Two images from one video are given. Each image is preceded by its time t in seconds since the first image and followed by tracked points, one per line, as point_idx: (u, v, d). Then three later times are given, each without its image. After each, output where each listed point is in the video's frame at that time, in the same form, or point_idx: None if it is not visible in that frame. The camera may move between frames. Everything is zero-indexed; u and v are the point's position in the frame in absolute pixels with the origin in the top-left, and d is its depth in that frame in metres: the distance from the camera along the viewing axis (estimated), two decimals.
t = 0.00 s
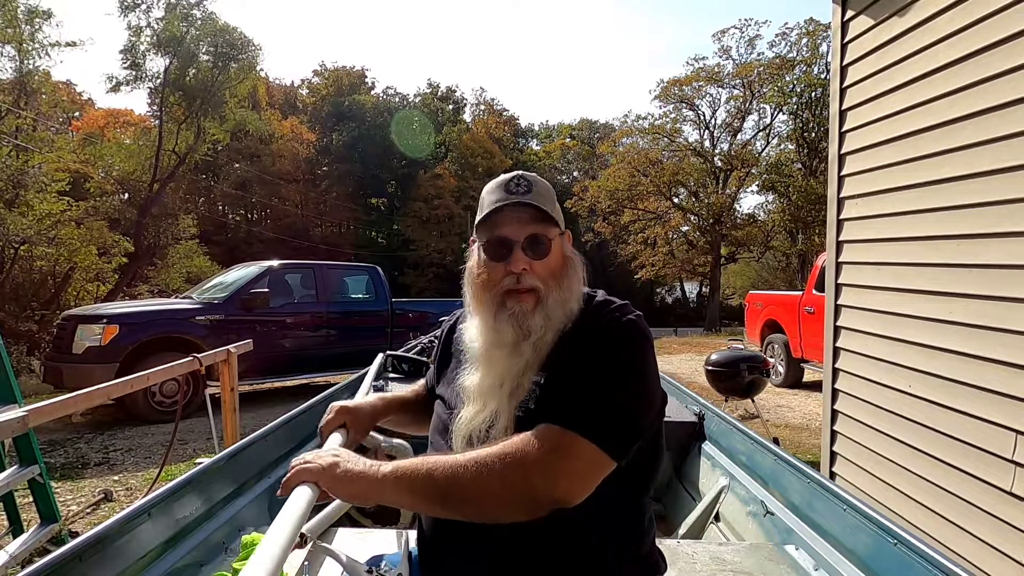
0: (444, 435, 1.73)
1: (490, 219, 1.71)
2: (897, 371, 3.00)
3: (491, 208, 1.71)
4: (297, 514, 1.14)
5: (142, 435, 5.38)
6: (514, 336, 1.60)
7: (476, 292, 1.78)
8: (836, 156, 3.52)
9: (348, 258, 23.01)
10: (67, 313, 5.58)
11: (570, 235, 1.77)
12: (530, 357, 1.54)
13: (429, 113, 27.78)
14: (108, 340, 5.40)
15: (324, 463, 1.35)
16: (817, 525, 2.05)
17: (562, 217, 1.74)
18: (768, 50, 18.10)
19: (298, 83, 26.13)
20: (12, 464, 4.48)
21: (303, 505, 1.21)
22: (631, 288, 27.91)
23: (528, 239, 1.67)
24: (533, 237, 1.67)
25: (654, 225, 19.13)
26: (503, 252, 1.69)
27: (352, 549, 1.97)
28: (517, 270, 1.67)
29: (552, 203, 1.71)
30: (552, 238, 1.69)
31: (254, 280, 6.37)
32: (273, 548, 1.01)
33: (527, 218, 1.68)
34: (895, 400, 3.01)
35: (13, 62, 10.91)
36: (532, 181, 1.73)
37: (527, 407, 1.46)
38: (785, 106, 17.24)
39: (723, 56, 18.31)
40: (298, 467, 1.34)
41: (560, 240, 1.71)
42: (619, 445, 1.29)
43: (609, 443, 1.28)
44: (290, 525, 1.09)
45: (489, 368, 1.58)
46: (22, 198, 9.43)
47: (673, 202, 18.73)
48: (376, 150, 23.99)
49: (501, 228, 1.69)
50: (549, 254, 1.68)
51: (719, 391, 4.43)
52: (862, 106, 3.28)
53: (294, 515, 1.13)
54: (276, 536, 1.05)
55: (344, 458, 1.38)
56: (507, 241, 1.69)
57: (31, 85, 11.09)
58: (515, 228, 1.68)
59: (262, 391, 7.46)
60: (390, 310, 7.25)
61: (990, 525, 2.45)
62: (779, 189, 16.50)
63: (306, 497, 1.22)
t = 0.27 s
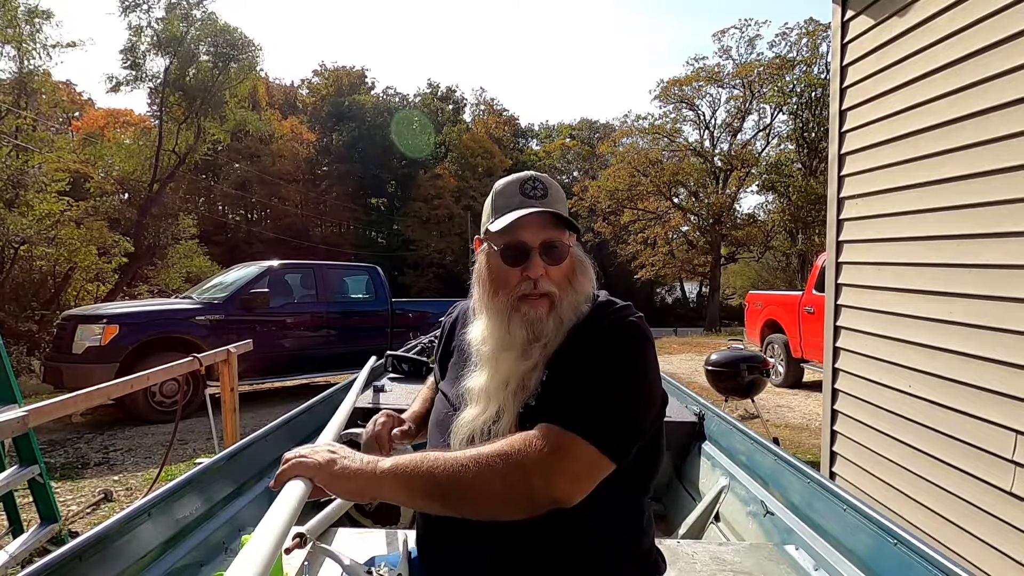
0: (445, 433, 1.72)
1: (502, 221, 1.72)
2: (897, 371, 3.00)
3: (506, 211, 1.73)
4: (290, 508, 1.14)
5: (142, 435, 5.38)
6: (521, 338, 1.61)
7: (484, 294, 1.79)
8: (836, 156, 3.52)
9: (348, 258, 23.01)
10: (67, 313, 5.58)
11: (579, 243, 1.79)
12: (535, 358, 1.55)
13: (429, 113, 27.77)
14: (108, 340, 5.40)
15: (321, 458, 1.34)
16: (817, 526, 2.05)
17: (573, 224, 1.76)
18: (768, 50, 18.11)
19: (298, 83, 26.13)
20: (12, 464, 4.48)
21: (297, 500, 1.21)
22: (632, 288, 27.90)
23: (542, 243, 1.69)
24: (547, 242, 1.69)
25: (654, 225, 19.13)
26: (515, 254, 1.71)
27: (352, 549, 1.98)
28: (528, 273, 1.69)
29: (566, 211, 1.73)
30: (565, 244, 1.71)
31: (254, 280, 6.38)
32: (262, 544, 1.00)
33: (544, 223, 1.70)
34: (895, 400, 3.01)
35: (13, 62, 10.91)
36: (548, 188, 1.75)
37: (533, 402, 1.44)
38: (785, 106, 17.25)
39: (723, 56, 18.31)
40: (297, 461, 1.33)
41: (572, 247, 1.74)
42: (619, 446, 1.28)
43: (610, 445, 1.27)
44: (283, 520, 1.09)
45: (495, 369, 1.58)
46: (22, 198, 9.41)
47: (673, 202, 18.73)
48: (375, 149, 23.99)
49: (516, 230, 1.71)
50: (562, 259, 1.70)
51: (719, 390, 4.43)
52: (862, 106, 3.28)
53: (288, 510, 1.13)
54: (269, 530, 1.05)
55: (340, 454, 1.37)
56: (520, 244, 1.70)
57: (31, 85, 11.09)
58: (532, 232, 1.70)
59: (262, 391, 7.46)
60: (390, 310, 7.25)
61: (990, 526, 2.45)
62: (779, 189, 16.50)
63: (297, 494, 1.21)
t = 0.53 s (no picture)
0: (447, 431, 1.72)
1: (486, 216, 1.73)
2: (897, 371, 3.00)
3: (486, 204, 1.73)
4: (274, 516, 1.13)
5: (142, 435, 5.38)
6: (513, 331, 1.60)
7: (477, 289, 1.79)
8: (836, 155, 3.52)
9: (348, 258, 23.02)
10: (68, 313, 5.58)
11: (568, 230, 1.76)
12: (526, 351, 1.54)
13: (429, 113, 27.78)
14: (108, 340, 5.40)
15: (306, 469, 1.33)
16: (816, 525, 2.05)
17: (559, 210, 1.73)
18: (768, 50, 18.11)
19: (298, 83, 26.12)
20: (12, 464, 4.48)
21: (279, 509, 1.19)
22: (632, 289, 27.90)
23: (522, 233, 1.68)
24: (528, 231, 1.68)
25: (654, 225, 19.12)
26: (500, 247, 1.70)
27: (352, 548, 1.98)
28: (513, 264, 1.68)
29: (546, 197, 1.71)
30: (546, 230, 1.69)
31: (254, 280, 6.38)
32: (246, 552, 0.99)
33: (521, 211, 1.68)
34: (896, 400, 3.00)
35: (13, 61, 10.92)
36: (527, 177, 1.73)
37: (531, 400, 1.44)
38: (785, 106, 17.27)
39: (723, 56, 18.31)
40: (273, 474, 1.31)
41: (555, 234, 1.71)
42: (614, 441, 1.28)
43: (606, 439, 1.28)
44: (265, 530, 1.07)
45: (488, 365, 1.58)
46: (22, 198, 9.41)
47: (673, 202, 18.72)
48: (375, 150, 23.99)
49: (496, 223, 1.70)
50: (544, 246, 1.68)
51: (719, 390, 4.43)
52: (862, 106, 3.28)
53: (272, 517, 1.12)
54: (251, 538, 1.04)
55: (325, 464, 1.36)
56: (504, 236, 1.69)
57: (32, 85, 11.11)
58: (509, 222, 1.69)
59: (262, 391, 7.46)
60: (390, 310, 7.25)
61: (990, 525, 2.45)
62: (779, 189, 16.51)
63: (279, 501, 1.20)
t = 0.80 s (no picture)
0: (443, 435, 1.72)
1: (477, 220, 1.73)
2: (897, 370, 3.00)
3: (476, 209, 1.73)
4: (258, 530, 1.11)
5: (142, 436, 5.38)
6: (508, 333, 1.61)
7: (471, 293, 1.79)
8: (836, 156, 3.52)
9: (348, 258, 23.01)
10: (67, 313, 5.58)
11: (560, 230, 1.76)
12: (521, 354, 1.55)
13: (429, 113, 27.77)
14: (108, 340, 5.40)
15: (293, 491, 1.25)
16: (817, 526, 2.05)
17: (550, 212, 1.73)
18: (768, 50, 18.10)
19: (298, 83, 26.12)
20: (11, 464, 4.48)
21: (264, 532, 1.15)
22: (632, 288, 27.90)
23: (512, 236, 1.68)
24: (520, 234, 1.68)
25: (654, 225, 19.11)
26: (491, 251, 1.70)
27: (351, 546, 1.98)
28: (505, 268, 1.68)
29: (537, 199, 1.70)
30: (538, 233, 1.69)
31: (253, 280, 6.38)
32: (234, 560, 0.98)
33: (511, 215, 1.68)
34: (895, 400, 3.00)
35: (13, 62, 10.93)
36: (517, 180, 1.73)
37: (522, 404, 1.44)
38: (785, 106, 17.28)
39: (723, 56, 18.31)
40: (251, 497, 1.22)
41: (548, 235, 1.71)
42: (608, 439, 1.29)
43: (600, 437, 1.28)
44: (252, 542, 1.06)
45: (484, 369, 1.58)
46: (22, 198, 9.41)
47: (673, 202, 18.72)
48: (375, 149, 23.99)
49: (487, 228, 1.71)
50: (536, 248, 1.68)
51: (719, 391, 4.43)
52: (862, 105, 3.28)
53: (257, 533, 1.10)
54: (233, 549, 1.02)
55: (320, 486, 1.28)
56: (495, 240, 1.69)
57: (32, 85, 11.11)
58: (499, 227, 1.69)
59: (262, 391, 7.46)
60: (390, 310, 7.25)
61: (990, 525, 2.45)
62: (779, 189, 16.51)
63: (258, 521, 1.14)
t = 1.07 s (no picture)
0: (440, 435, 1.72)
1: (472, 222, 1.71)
2: (897, 371, 3.00)
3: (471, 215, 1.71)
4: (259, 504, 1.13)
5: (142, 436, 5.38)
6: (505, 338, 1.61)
7: (464, 298, 1.78)
8: (836, 156, 3.52)
9: (348, 258, 23.01)
10: (68, 313, 5.58)
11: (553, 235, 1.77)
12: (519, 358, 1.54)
13: (429, 113, 27.78)
14: (108, 340, 5.40)
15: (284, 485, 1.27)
16: (817, 525, 2.05)
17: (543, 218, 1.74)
18: (768, 50, 18.10)
19: (298, 83, 26.12)
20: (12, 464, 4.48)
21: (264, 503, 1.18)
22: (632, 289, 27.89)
23: (509, 241, 1.67)
24: (515, 240, 1.67)
25: (654, 225, 19.10)
26: (488, 257, 1.69)
27: (351, 548, 1.99)
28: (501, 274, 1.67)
29: (531, 206, 1.71)
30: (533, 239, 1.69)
31: (254, 280, 6.38)
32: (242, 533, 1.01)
33: (507, 220, 1.67)
34: (896, 400, 3.00)
35: (14, 62, 10.94)
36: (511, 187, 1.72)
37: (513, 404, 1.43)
38: (786, 106, 17.28)
39: (723, 56, 18.30)
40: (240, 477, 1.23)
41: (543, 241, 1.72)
42: (602, 436, 1.30)
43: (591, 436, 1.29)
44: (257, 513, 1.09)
45: (481, 373, 1.57)
46: (23, 198, 9.41)
47: (674, 202, 18.71)
48: (376, 149, 23.99)
49: (482, 233, 1.69)
50: (531, 253, 1.68)
51: (719, 391, 4.43)
52: (862, 106, 3.28)
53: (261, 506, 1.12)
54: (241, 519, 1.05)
55: (308, 471, 1.31)
56: (491, 246, 1.68)
57: (32, 85, 11.11)
58: (495, 232, 1.68)
59: (262, 391, 7.47)
60: (390, 310, 7.26)
61: (990, 525, 2.45)
62: (779, 189, 16.53)
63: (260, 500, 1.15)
